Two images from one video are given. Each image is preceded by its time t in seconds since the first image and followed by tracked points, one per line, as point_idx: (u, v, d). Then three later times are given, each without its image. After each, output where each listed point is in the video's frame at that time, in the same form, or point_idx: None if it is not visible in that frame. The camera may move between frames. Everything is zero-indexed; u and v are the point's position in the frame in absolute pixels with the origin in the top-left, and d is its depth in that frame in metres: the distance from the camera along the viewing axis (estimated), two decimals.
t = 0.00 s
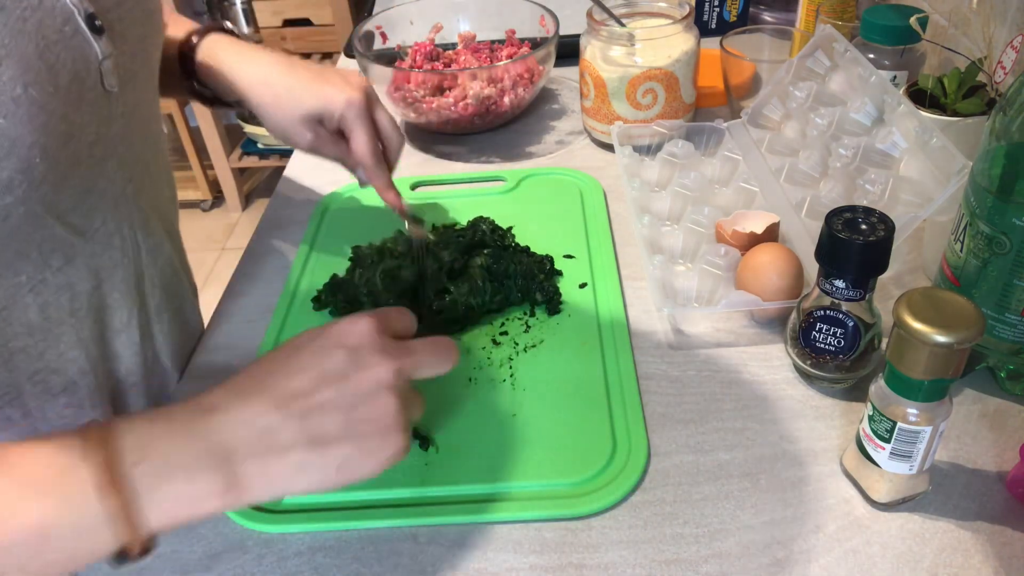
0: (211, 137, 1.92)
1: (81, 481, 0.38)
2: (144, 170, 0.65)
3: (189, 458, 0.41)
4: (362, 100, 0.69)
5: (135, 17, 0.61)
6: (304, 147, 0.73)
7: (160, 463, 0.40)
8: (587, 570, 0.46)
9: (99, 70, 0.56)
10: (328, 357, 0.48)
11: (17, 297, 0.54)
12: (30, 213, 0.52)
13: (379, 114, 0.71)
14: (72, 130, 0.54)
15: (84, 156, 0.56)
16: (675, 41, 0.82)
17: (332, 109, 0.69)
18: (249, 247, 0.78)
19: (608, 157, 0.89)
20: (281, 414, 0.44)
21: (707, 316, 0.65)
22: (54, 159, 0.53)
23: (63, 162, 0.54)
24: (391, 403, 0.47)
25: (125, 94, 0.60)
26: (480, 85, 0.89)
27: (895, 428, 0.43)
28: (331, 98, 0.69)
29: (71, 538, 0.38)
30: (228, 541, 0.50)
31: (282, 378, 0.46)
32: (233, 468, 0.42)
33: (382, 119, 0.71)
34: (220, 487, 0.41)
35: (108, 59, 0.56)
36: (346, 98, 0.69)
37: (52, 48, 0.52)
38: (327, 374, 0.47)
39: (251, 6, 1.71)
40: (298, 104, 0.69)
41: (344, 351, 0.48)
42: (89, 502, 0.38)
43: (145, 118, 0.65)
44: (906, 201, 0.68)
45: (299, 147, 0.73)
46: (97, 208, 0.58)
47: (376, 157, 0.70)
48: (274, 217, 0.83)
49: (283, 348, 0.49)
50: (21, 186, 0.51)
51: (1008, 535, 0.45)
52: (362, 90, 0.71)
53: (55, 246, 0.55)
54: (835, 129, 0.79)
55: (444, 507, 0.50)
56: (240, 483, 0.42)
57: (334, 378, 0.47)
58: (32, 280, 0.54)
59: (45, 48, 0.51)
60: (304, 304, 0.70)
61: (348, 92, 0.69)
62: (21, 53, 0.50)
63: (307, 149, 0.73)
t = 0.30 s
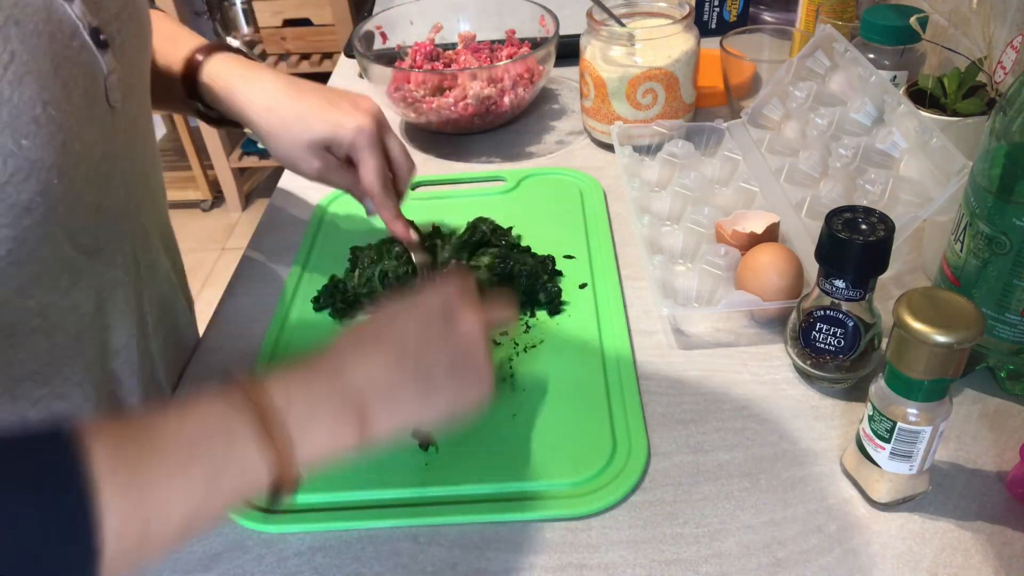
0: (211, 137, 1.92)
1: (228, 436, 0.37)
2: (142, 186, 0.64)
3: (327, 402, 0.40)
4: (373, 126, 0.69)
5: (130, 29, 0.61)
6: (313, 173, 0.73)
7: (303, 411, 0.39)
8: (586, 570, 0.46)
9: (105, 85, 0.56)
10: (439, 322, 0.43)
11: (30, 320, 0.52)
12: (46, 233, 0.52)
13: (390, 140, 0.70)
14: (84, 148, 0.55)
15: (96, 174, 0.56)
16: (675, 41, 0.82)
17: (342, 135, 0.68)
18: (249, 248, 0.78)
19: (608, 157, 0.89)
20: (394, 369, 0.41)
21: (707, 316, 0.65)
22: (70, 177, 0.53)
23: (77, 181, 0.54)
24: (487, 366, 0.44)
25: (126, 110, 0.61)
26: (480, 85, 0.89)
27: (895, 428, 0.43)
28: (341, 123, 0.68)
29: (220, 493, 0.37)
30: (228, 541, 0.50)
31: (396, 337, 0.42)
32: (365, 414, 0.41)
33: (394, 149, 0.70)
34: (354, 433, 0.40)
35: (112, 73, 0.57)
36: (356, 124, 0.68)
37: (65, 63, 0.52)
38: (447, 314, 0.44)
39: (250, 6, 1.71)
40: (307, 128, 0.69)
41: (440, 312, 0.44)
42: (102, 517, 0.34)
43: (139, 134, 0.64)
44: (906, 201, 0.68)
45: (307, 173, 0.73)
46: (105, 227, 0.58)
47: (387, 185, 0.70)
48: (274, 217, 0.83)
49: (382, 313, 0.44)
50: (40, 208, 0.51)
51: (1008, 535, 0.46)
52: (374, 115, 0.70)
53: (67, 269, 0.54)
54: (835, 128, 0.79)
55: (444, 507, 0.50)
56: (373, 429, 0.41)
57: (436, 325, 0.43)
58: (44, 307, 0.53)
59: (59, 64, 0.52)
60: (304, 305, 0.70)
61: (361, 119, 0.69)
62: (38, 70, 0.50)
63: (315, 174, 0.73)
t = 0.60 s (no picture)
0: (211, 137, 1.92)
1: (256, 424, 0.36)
2: (148, 194, 0.64)
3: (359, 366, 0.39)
4: (367, 104, 0.67)
5: (133, 35, 0.61)
6: (307, 155, 0.72)
7: (336, 377, 0.38)
8: (587, 570, 0.46)
9: (113, 92, 0.56)
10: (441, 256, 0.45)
11: (44, 334, 0.52)
12: (66, 247, 0.51)
13: (385, 116, 0.68)
14: (97, 158, 0.54)
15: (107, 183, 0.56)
16: (675, 41, 0.82)
17: (335, 113, 0.67)
18: (250, 249, 0.79)
19: (608, 157, 0.89)
20: (420, 315, 0.41)
21: (707, 316, 0.65)
22: (86, 188, 0.53)
23: (92, 192, 0.54)
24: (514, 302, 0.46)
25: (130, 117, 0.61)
26: (479, 85, 0.89)
27: (895, 428, 0.43)
28: (333, 102, 0.67)
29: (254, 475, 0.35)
30: (228, 542, 0.50)
31: (410, 275, 0.43)
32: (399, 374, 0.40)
33: (388, 123, 0.68)
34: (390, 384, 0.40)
35: (118, 80, 0.56)
36: (349, 101, 0.66)
37: (77, 72, 0.52)
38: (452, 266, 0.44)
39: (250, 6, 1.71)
40: (299, 108, 0.68)
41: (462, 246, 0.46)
42: (141, 506, 0.32)
43: (143, 141, 0.64)
44: (906, 201, 0.68)
45: (301, 155, 0.72)
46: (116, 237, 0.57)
47: (382, 164, 0.69)
48: (274, 217, 0.83)
49: (376, 259, 0.45)
50: (62, 222, 0.51)
51: (1008, 535, 0.46)
52: (368, 91, 0.69)
53: (83, 280, 0.54)
54: (835, 128, 0.79)
55: (444, 508, 0.50)
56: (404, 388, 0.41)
57: (457, 269, 0.44)
58: (59, 320, 0.53)
59: (72, 74, 0.51)
60: (304, 306, 0.70)
61: (354, 96, 0.67)
62: (54, 81, 0.50)
63: (309, 157, 0.72)
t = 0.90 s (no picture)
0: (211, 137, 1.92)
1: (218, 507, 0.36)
2: (152, 196, 0.64)
3: (326, 461, 0.37)
4: (359, 84, 0.68)
5: (137, 34, 0.61)
6: (296, 134, 0.71)
7: (296, 473, 0.37)
8: (587, 570, 0.46)
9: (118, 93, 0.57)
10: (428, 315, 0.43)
11: (55, 335, 0.51)
12: (73, 247, 0.52)
13: (377, 101, 0.69)
14: (102, 158, 0.54)
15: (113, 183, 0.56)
16: (675, 41, 0.82)
17: (327, 92, 0.67)
18: (250, 249, 0.79)
19: (608, 157, 0.89)
20: (397, 404, 0.39)
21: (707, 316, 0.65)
22: (92, 188, 0.53)
23: (98, 191, 0.54)
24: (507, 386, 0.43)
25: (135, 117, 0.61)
26: (479, 85, 0.88)
27: (895, 428, 0.43)
28: (326, 81, 0.67)
29: (223, 553, 0.35)
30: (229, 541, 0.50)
31: (396, 352, 0.41)
32: (369, 463, 0.38)
33: (379, 107, 0.69)
34: (355, 485, 0.38)
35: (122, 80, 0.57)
36: (342, 81, 0.67)
37: (80, 72, 0.52)
38: (442, 352, 0.42)
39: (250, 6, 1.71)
40: (291, 87, 0.68)
41: (455, 321, 0.44)
42: None
43: (147, 142, 0.64)
44: (906, 201, 0.68)
45: (290, 135, 0.72)
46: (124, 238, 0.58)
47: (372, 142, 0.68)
48: (274, 217, 0.83)
49: (360, 330, 0.43)
50: (67, 222, 0.51)
51: (1008, 535, 0.45)
52: (360, 76, 0.69)
53: (92, 280, 0.54)
54: (835, 128, 0.79)
55: (445, 507, 0.50)
56: (376, 481, 0.39)
57: (449, 354, 0.42)
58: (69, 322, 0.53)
59: (75, 73, 0.52)
60: (303, 305, 0.70)
61: (346, 76, 0.67)
62: (55, 80, 0.50)
63: (299, 137, 0.71)
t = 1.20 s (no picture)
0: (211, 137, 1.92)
1: (239, 532, 0.36)
2: (156, 196, 0.63)
3: (346, 496, 0.38)
4: (378, 93, 0.68)
5: (144, 32, 0.61)
6: (317, 138, 0.72)
7: (317, 503, 0.38)
8: (587, 570, 0.46)
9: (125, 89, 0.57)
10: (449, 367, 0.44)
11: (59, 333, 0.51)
12: (80, 244, 0.51)
13: (394, 106, 0.69)
14: (109, 154, 0.54)
15: (118, 179, 0.56)
16: (675, 41, 0.82)
17: (346, 101, 0.67)
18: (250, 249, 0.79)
19: (608, 157, 0.89)
20: (418, 449, 0.41)
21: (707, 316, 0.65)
22: (99, 183, 0.53)
23: (104, 187, 0.54)
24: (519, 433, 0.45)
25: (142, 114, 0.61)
26: (479, 85, 0.88)
27: (895, 428, 0.43)
28: (345, 90, 0.67)
29: None
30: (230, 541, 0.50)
31: (415, 397, 0.42)
32: (384, 503, 0.40)
33: (397, 113, 0.70)
34: (371, 524, 0.39)
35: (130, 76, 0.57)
36: (361, 89, 0.67)
37: (88, 69, 0.52)
38: (462, 398, 0.43)
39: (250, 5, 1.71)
40: (311, 94, 0.68)
41: (474, 371, 0.44)
42: None
43: (152, 143, 0.64)
44: (906, 201, 0.68)
45: (311, 139, 0.73)
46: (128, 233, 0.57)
47: (391, 149, 0.69)
48: (274, 217, 0.83)
49: (380, 372, 0.44)
50: (75, 218, 0.51)
51: (1008, 535, 0.45)
52: (377, 81, 0.69)
53: (97, 277, 0.53)
54: (835, 128, 0.79)
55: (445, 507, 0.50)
56: (389, 523, 0.40)
57: (469, 401, 0.43)
58: (76, 317, 0.52)
59: (84, 69, 0.52)
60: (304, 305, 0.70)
61: (365, 84, 0.67)
62: (65, 76, 0.50)
63: (319, 140, 0.72)
